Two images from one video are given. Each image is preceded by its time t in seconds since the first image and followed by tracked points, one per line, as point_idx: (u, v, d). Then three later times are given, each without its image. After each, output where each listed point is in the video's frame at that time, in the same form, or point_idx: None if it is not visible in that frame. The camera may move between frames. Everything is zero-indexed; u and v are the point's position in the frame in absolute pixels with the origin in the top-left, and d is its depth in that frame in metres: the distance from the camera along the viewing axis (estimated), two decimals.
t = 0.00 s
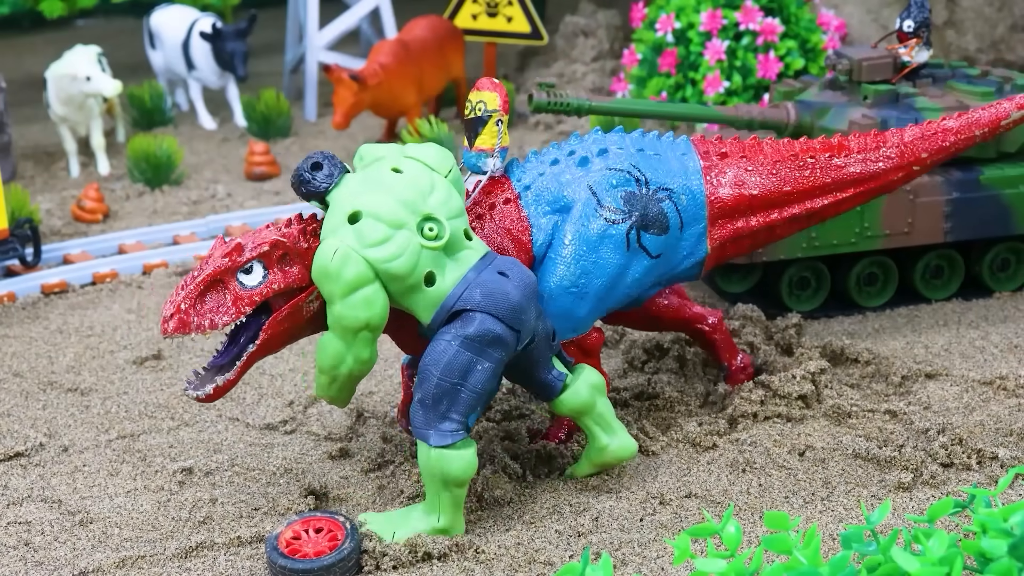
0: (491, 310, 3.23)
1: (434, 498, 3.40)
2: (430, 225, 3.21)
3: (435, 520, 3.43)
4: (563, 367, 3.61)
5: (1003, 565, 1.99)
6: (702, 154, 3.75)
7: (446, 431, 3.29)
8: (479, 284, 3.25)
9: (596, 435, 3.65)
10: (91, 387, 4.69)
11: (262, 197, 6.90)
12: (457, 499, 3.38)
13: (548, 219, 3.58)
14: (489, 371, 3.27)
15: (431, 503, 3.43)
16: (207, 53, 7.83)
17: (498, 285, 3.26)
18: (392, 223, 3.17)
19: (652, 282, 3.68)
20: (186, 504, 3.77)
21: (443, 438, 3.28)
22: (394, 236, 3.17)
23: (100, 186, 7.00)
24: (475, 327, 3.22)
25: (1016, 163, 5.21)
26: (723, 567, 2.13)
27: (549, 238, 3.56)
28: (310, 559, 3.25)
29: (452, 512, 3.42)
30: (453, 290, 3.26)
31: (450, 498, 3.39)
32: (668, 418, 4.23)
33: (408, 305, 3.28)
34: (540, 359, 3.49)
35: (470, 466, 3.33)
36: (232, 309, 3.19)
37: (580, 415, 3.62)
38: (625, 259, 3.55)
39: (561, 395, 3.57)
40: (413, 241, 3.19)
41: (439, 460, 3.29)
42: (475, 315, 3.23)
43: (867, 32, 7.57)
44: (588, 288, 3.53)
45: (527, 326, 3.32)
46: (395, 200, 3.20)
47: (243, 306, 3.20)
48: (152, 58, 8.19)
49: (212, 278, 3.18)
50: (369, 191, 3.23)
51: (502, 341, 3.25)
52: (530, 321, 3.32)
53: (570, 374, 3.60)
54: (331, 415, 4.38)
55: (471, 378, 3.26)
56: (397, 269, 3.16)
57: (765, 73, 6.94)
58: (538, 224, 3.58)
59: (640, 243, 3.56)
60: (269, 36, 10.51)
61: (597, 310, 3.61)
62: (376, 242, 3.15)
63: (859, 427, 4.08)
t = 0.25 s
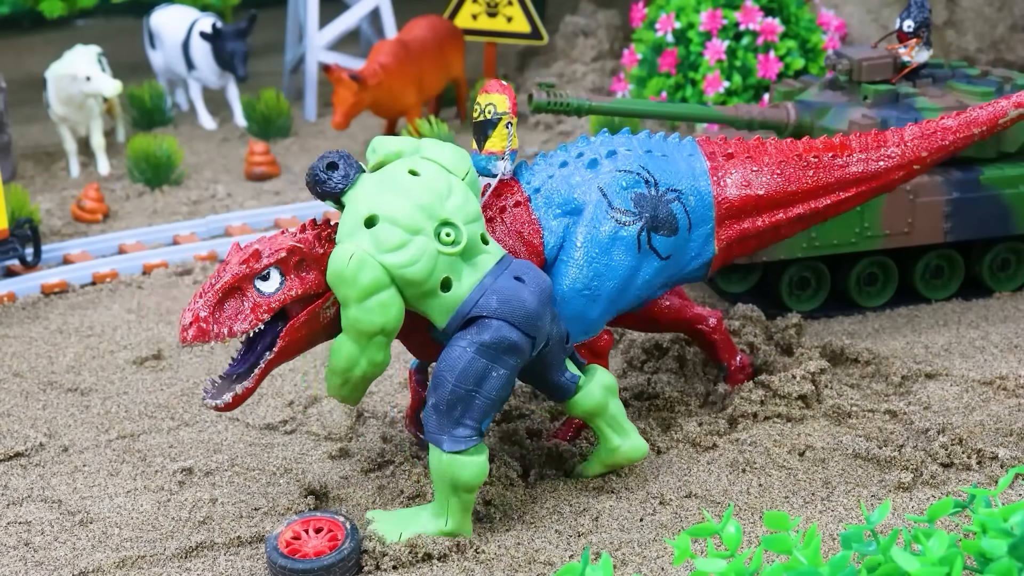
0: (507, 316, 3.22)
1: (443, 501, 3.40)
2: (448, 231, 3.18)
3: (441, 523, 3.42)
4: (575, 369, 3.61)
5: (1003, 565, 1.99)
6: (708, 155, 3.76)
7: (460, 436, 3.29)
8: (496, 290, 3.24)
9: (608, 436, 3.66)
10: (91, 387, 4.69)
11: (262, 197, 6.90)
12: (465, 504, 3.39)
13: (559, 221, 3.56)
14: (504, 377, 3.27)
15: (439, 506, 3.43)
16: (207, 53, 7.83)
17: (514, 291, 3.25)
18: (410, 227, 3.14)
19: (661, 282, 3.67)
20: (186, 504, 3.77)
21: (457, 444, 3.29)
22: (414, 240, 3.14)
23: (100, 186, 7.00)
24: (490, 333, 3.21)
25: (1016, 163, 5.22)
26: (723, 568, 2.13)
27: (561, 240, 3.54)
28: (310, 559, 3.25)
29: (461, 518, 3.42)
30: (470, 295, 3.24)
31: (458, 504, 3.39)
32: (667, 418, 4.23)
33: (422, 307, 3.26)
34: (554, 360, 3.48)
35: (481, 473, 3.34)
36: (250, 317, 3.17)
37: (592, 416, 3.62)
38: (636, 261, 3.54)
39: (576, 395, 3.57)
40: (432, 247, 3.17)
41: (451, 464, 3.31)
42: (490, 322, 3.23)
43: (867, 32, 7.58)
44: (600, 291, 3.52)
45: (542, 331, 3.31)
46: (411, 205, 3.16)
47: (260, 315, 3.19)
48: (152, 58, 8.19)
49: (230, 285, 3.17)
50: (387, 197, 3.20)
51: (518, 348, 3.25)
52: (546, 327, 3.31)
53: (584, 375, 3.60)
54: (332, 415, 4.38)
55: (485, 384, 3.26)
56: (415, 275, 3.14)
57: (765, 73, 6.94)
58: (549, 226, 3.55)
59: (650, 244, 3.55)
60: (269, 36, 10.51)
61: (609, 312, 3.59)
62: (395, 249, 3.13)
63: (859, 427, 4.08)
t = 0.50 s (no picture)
0: (379, 260, 3.42)
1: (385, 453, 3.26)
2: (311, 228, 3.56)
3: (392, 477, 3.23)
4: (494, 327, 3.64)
5: (1004, 565, 1.99)
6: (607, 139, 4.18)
7: (368, 380, 3.26)
8: (363, 244, 3.49)
9: (544, 381, 3.58)
10: (91, 387, 4.68)
11: (262, 197, 6.89)
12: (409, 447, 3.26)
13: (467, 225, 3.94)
14: (389, 313, 3.35)
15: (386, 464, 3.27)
16: (207, 53, 7.83)
17: (376, 241, 3.48)
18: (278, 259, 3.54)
19: (583, 255, 3.88)
20: (186, 504, 3.77)
21: (369, 388, 3.25)
22: (282, 252, 3.53)
23: (100, 186, 7.00)
24: (362, 278, 3.39)
25: (1016, 163, 5.22)
26: (722, 567, 2.13)
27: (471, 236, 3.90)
28: (288, 558, 3.29)
29: (411, 462, 3.24)
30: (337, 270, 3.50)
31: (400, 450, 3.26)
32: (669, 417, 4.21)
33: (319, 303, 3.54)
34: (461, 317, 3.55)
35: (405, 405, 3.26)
36: (165, 355, 3.60)
37: (521, 368, 3.57)
38: (542, 228, 3.82)
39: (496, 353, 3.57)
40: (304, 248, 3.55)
41: (372, 405, 3.26)
42: (361, 272, 3.41)
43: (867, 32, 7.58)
44: (517, 267, 3.79)
45: (420, 273, 3.45)
46: (284, 224, 3.61)
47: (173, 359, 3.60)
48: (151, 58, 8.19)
49: (155, 328, 3.66)
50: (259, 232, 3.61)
51: (391, 282, 3.38)
52: (422, 268, 3.46)
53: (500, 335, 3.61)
54: (331, 415, 4.37)
55: (372, 323, 3.32)
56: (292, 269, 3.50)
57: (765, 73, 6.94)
58: (458, 231, 3.92)
59: (553, 211, 3.85)
60: (269, 36, 10.51)
61: (535, 284, 3.83)
62: (267, 260, 3.53)
63: (860, 426, 4.08)
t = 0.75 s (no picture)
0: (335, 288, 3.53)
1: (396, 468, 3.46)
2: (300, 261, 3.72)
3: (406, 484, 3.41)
4: (462, 328, 3.71)
5: (1004, 565, 1.99)
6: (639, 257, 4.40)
7: (351, 405, 3.42)
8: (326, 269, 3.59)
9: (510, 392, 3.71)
10: (92, 387, 4.68)
11: (262, 197, 6.90)
12: (404, 455, 3.42)
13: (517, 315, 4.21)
14: (351, 336, 3.47)
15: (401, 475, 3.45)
16: (207, 53, 7.83)
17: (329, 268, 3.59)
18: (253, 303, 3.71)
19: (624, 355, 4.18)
20: (186, 504, 3.78)
21: (352, 413, 3.41)
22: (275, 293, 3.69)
23: (100, 186, 7.00)
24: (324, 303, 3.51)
25: (1016, 163, 5.23)
26: (722, 567, 2.13)
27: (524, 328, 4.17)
28: (288, 558, 3.29)
29: (414, 470, 3.40)
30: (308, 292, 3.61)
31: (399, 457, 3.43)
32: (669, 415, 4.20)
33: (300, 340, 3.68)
34: (426, 325, 3.63)
35: (388, 419, 3.40)
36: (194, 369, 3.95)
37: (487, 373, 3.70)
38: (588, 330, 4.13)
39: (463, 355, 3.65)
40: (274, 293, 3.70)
41: (360, 430, 3.41)
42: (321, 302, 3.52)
43: (867, 32, 7.58)
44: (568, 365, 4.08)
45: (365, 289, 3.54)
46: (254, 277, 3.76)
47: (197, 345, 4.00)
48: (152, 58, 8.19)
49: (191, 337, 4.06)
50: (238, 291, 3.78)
51: (347, 308, 3.51)
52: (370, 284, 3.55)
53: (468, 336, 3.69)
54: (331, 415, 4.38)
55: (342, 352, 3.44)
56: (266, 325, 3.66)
57: (765, 73, 6.95)
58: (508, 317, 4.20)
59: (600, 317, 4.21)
60: (269, 36, 10.50)
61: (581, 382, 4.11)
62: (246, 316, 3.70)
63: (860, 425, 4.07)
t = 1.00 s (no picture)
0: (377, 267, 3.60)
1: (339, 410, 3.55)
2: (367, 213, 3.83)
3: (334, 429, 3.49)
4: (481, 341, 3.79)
5: (1004, 565, 1.99)
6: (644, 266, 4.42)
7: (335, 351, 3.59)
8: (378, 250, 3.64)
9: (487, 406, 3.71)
10: (91, 387, 4.68)
11: (262, 197, 6.90)
12: (354, 407, 3.51)
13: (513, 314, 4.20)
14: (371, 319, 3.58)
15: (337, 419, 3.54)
16: (207, 53, 7.83)
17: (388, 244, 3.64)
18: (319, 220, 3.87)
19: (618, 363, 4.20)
20: (186, 504, 3.78)
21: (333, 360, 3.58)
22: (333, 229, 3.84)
23: (100, 186, 7.00)
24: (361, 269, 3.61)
25: (1016, 164, 5.23)
26: (722, 567, 2.13)
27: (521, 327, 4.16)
28: (290, 558, 3.29)
29: (348, 421, 3.50)
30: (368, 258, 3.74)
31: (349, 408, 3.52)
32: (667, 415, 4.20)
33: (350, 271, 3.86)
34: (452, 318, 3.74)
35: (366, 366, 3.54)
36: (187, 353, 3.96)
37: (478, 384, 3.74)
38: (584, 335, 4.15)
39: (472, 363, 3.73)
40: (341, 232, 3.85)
41: (334, 363, 3.56)
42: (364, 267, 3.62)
43: (867, 32, 7.58)
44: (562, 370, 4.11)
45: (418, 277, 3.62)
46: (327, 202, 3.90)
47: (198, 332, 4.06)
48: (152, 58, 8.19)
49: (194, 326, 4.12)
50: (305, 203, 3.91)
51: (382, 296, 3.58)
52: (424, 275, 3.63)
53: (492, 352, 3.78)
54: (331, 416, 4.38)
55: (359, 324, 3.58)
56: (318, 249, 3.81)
57: (765, 73, 6.95)
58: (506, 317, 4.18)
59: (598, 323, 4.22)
60: (269, 36, 10.50)
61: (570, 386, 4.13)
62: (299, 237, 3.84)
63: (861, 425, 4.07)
